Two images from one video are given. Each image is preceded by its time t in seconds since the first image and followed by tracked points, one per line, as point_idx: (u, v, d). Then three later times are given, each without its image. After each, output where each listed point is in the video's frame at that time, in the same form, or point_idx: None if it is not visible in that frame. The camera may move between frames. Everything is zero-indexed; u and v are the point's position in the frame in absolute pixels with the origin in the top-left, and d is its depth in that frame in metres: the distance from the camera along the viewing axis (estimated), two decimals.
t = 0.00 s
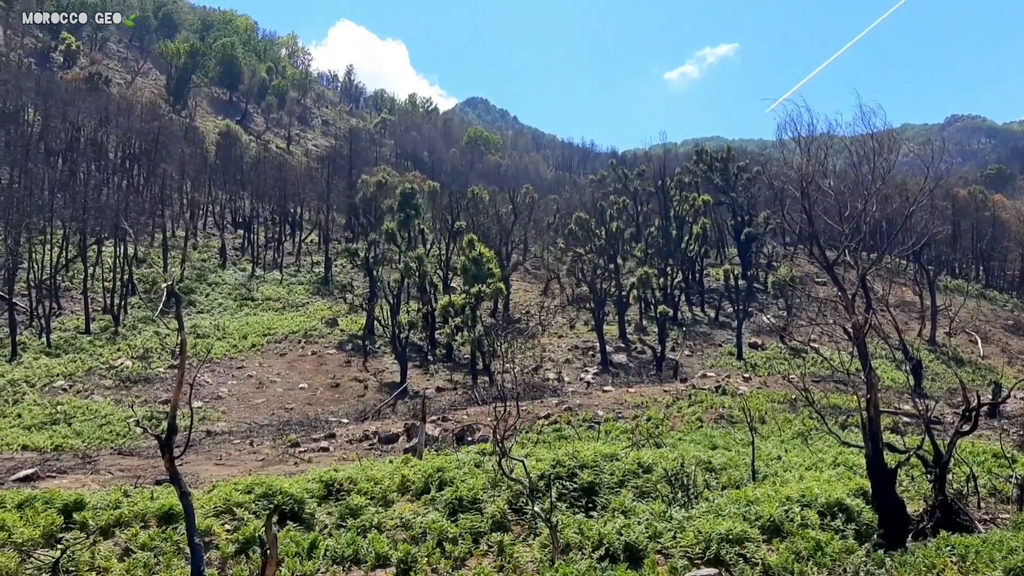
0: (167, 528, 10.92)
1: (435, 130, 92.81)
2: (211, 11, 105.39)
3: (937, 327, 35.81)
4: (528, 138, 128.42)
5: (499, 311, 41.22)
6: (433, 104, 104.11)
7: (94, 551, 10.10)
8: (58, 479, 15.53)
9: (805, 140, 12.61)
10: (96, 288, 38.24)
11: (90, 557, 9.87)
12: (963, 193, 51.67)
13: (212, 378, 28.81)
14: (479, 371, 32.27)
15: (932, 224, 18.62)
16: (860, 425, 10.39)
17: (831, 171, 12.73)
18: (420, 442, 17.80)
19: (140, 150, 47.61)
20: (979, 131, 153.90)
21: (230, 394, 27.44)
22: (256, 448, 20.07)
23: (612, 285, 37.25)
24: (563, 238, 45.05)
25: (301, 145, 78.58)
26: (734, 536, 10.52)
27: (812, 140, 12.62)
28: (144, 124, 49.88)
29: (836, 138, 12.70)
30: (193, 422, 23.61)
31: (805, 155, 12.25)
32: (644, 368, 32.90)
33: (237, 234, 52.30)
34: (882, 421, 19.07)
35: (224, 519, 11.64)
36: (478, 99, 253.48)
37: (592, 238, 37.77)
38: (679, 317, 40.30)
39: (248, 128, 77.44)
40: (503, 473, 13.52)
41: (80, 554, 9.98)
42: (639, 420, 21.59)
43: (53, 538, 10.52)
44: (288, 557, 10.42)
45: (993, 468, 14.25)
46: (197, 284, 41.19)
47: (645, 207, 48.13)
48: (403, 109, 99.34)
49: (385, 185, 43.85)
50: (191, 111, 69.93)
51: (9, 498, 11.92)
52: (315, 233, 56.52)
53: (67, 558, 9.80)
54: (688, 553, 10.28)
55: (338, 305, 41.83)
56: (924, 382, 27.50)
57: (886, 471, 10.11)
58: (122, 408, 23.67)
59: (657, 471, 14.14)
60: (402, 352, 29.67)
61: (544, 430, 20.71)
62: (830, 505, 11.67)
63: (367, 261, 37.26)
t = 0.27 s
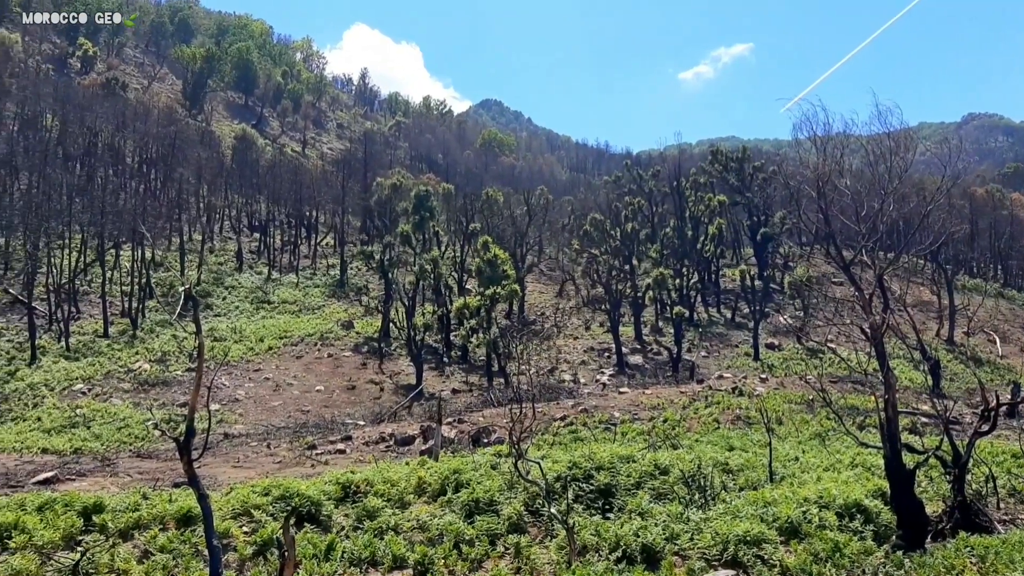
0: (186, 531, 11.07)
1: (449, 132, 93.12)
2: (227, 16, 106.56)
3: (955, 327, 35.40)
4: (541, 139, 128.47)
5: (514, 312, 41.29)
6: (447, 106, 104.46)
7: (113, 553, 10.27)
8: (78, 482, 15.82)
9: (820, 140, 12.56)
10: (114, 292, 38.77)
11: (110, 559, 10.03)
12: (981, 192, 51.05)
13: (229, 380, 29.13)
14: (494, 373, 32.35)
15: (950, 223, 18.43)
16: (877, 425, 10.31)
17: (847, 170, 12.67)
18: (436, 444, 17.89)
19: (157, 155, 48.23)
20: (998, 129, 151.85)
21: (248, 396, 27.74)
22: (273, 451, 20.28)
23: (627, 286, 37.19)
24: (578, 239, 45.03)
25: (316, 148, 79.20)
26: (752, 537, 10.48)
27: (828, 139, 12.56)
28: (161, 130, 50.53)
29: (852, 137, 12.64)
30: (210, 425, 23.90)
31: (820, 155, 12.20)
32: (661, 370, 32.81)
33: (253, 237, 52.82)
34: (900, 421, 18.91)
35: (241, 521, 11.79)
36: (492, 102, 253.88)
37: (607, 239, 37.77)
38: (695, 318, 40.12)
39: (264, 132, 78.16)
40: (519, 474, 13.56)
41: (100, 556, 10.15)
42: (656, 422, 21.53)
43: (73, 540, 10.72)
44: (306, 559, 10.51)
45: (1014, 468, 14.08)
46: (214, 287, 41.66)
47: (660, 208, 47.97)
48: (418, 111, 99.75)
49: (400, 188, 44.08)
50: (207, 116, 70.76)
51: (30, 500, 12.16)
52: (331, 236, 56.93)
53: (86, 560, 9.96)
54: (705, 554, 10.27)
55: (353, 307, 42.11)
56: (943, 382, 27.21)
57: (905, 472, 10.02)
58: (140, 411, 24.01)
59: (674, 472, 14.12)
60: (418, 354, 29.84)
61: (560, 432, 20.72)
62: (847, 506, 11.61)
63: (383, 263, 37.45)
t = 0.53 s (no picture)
0: (205, 532, 11.25)
1: (465, 134, 93.36)
2: (244, 20, 107.69)
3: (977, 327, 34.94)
4: (557, 140, 128.36)
5: (531, 314, 41.32)
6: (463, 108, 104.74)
7: (133, 554, 10.46)
8: (98, 484, 16.12)
9: (838, 139, 12.48)
10: (133, 295, 39.35)
11: (130, 561, 10.22)
12: (1003, 191, 50.28)
13: (247, 383, 29.47)
14: (510, 375, 32.41)
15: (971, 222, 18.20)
16: (897, 426, 10.24)
17: (865, 170, 12.61)
18: (454, 446, 17.99)
19: (176, 160, 48.88)
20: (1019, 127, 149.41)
21: (266, 399, 28.04)
22: (292, 452, 20.50)
23: (644, 288, 37.08)
24: (595, 240, 44.97)
25: (332, 151, 79.82)
26: (771, 539, 10.45)
27: (846, 139, 12.51)
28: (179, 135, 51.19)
29: (871, 136, 12.57)
30: (229, 427, 24.20)
31: (838, 155, 12.14)
32: (678, 371, 32.69)
33: (271, 240, 53.36)
34: (921, 422, 18.71)
35: (260, 523, 11.96)
36: (508, 103, 254.06)
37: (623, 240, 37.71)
38: (712, 318, 39.92)
39: (281, 135, 78.97)
40: (536, 476, 13.60)
41: (121, 558, 10.34)
42: (673, 423, 21.46)
43: (93, 542, 10.94)
44: (324, 560, 10.64)
45: None
46: (232, 290, 42.15)
47: (677, 208, 47.76)
48: (434, 113, 100.12)
49: (416, 190, 44.30)
50: (224, 119, 71.63)
51: (51, 502, 12.41)
52: (348, 239, 57.35)
53: (107, 562, 10.16)
54: (724, 556, 10.26)
55: (370, 309, 42.40)
56: (964, 383, 26.88)
57: (926, 473, 9.93)
58: (159, 414, 24.37)
59: (692, 474, 14.09)
60: (434, 356, 29.99)
61: (577, 433, 20.73)
62: (867, 507, 11.55)
63: (399, 265, 37.66)
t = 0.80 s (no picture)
0: (226, 532, 11.44)
1: (482, 135, 93.60)
2: (263, 24, 108.80)
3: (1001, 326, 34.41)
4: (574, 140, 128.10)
5: (548, 314, 41.36)
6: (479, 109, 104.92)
7: (155, 554, 10.65)
8: (120, 485, 16.43)
9: (857, 138, 12.40)
10: (153, 297, 39.97)
11: (151, 561, 10.40)
12: None
13: (267, 384, 29.83)
14: (528, 375, 32.47)
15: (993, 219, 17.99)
16: (919, 426, 10.16)
17: (885, 168, 12.53)
18: (472, 447, 18.11)
19: (195, 163, 49.58)
20: None
21: (285, 399, 28.35)
22: (311, 453, 20.74)
23: (662, 287, 36.97)
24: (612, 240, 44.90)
25: (350, 153, 80.45)
26: (791, 540, 10.41)
27: (866, 137, 12.43)
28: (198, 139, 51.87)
29: (890, 135, 12.48)
30: (249, 428, 24.52)
31: (858, 153, 12.07)
32: (697, 371, 32.56)
33: (290, 241, 53.93)
34: (943, 422, 18.51)
35: (280, 523, 12.13)
36: (524, 104, 254.17)
37: (641, 240, 37.63)
38: (731, 318, 39.69)
39: (299, 138, 79.74)
40: (554, 477, 13.66)
41: (142, 558, 10.51)
42: (692, 423, 21.40)
43: (115, 542, 11.17)
44: (344, 560, 10.77)
45: None
46: (251, 291, 42.66)
47: (695, 207, 47.53)
48: (450, 114, 100.46)
49: (433, 191, 44.53)
50: (242, 122, 72.49)
51: (73, 503, 12.67)
52: (365, 240, 57.78)
53: (129, 562, 10.36)
54: (744, 556, 10.24)
55: (388, 310, 42.71)
56: (987, 382, 26.52)
57: (948, 473, 9.85)
58: (180, 415, 24.75)
59: (712, 474, 14.06)
60: (452, 357, 30.15)
61: (596, 434, 20.76)
62: (888, 507, 11.48)
63: (417, 266, 37.88)
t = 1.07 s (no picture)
0: (241, 532, 11.66)
1: (496, 136, 93.82)
2: (277, 26, 109.70)
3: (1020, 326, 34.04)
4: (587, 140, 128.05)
5: (562, 315, 41.44)
6: (493, 110, 105.12)
7: (171, 555, 10.88)
8: (137, 485, 16.72)
9: (872, 137, 12.41)
10: (169, 299, 40.51)
11: (167, 561, 10.65)
12: None
13: (282, 385, 30.16)
14: (542, 376, 32.57)
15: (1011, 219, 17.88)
16: (935, 427, 10.16)
17: (901, 167, 12.51)
18: (486, 447, 18.26)
19: (209, 166, 50.17)
20: None
21: (299, 400, 28.66)
22: (326, 454, 20.98)
23: (676, 288, 36.94)
24: (626, 241, 44.89)
25: (363, 154, 81.04)
26: (807, 541, 10.44)
27: (881, 136, 12.42)
28: (213, 141, 52.45)
29: (906, 134, 12.47)
30: (265, 428, 24.82)
31: (873, 153, 12.06)
32: (711, 371, 32.51)
33: (304, 243, 54.42)
34: (960, 423, 18.41)
35: (295, 523, 12.31)
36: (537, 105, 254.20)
37: (655, 240, 37.62)
38: (746, 318, 39.55)
39: (313, 140, 80.41)
40: (569, 478, 13.75)
41: (159, 558, 10.76)
42: (707, 424, 21.41)
43: (132, 542, 11.38)
44: (359, 561, 10.94)
45: None
46: (266, 293, 43.12)
47: (709, 207, 47.37)
48: (464, 116, 100.77)
49: (446, 192, 44.78)
50: (257, 124, 73.25)
51: (90, 503, 12.93)
52: (379, 241, 58.18)
53: (145, 562, 10.59)
54: (759, 557, 10.28)
55: (402, 311, 43.01)
56: (1005, 383, 26.28)
57: (964, 475, 9.84)
58: (195, 416, 25.11)
59: (726, 475, 14.10)
60: (466, 358, 30.33)
61: (610, 434, 20.82)
62: (904, 509, 11.47)
63: (431, 267, 38.12)
